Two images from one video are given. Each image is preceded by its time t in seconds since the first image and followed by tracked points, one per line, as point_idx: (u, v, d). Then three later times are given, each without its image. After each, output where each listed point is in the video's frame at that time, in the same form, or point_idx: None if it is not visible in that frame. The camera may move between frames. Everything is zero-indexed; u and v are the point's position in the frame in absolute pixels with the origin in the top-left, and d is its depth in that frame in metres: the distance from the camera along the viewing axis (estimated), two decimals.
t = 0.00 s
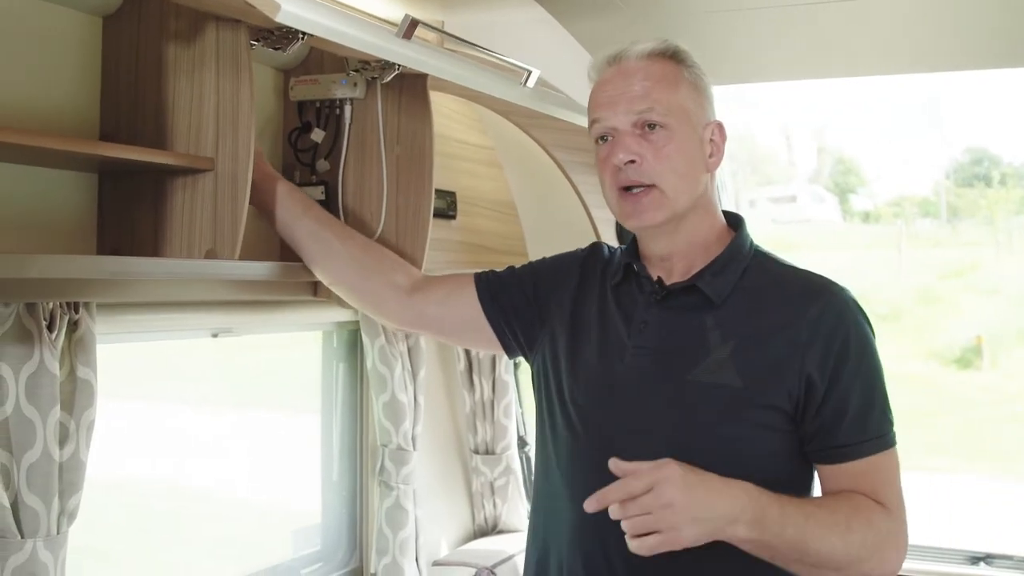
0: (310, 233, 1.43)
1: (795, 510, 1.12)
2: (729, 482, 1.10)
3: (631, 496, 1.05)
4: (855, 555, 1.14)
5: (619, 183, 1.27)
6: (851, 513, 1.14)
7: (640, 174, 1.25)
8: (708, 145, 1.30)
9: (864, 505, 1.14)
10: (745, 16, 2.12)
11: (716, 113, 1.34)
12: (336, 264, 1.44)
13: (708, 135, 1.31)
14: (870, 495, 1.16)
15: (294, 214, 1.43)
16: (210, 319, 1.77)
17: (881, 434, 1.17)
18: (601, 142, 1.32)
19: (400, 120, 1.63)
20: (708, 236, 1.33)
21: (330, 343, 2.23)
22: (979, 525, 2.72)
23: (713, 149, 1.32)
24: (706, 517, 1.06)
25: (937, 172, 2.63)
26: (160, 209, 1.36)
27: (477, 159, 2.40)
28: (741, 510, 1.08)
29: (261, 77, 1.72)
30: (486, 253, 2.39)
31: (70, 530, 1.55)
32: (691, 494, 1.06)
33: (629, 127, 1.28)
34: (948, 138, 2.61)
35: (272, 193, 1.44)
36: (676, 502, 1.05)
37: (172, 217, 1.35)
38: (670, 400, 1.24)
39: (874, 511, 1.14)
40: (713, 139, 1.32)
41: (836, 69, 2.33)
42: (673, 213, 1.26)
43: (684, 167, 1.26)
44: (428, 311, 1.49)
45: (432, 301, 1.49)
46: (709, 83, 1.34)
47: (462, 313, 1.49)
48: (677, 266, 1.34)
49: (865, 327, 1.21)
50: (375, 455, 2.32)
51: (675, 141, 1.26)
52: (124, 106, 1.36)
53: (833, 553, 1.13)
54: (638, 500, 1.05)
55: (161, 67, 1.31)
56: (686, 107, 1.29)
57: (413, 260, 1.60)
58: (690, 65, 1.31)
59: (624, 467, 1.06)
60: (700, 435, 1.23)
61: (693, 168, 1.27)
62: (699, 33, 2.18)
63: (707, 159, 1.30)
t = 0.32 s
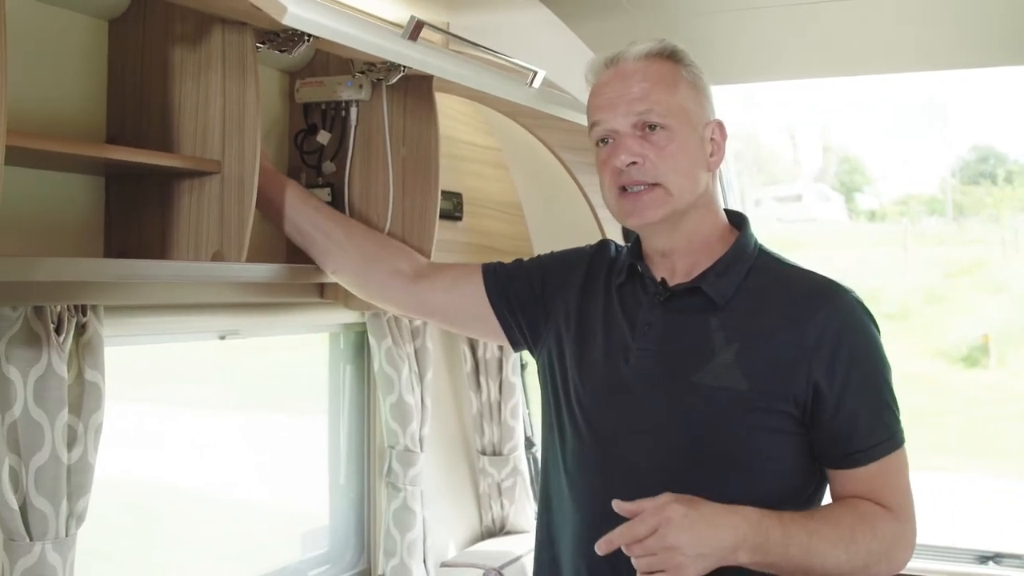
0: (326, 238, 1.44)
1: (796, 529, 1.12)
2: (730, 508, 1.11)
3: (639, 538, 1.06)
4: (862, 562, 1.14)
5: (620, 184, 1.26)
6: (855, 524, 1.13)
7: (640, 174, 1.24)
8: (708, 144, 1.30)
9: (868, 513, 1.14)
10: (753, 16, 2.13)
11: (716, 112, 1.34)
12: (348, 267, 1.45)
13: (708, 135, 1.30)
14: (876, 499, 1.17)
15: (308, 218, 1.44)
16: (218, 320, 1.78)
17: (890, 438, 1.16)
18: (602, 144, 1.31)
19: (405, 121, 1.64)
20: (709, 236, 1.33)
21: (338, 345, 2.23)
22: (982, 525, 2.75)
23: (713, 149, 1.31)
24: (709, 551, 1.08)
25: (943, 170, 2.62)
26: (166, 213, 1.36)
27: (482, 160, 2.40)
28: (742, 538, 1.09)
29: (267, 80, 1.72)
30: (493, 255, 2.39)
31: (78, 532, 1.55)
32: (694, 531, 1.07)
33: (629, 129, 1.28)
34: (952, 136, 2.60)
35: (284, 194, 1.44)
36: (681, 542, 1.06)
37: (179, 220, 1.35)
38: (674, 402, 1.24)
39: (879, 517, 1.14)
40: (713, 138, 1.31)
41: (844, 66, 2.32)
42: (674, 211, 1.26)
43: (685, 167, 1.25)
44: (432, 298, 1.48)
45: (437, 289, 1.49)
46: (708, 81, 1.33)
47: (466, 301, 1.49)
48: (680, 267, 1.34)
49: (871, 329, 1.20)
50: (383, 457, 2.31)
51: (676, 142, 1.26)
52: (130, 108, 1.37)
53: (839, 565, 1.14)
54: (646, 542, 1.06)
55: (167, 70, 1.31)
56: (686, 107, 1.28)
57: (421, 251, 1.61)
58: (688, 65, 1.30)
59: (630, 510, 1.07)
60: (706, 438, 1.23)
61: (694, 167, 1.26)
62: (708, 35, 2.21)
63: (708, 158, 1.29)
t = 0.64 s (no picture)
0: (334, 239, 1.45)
1: (810, 531, 1.12)
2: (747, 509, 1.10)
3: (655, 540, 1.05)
4: (874, 564, 1.14)
5: (624, 186, 1.26)
6: (867, 526, 1.13)
7: (643, 176, 1.24)
8: (712, 146, 1.29)
9: (880, 515, 1.14)
10: (761, 18, 2.12)
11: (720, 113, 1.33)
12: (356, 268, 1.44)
13: (711, 136, 1.30)
14: (886, 502, 1.16)
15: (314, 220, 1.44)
16: (225, 320, 1.78)
17: (896, 441, 1.16)
18: (605, 146, 1.31)
19: (412, 121, 1.64)
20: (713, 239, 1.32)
21: (343, 344, 2.23)
22: (985, 529, 2.75)
23: (716, 151, 1.31)
24: (726, 553, 1.07)
25: (949, 173, 2.60)
26: (173, 212, 1.36)
27: (489, 161, 2.40)
28: (758, 539, 1.09)
29: (274, 80, 1.72)
30: (500, 255, 2.39)
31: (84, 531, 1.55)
32: (712, 531, 1.07)
33: (633, 131, 1.27)
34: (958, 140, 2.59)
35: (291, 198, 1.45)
36: (699, 542, 1.06)
37: (186, 219, 1.35)
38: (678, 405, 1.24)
39: (891, 518, 1.14)
40: (716, 140, 1.31)
41: (853, 68, 2.31)
42: (680, 220, 1.26)
43: (688, 169, 1.25)
44: (437, 299, 1.48)
45: (441, 289, 1.48)
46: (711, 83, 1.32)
47: (471, 302, 1.49)
48: (685, 271, 1.34)
49: (877, 332, 1.19)
50: (387, 457, 2.31)
51: (680, 144, 1.26)
52: (139, 107, 1.37)
53: (852, 567, 1.13)
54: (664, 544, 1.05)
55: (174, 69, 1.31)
56: (690, 109, 1.28)
57: (427, 252, 1.61)
58: (693, 66, 1.30)
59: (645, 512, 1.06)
60: (711, 441, 1.22)
61: (697, 169, 1.26)
62: (716, 36, 2.20)
63: (712, 161, 1.29)
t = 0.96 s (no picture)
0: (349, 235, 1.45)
1: (804, 538, 1.11)
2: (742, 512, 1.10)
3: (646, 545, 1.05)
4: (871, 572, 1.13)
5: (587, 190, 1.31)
6: (862, 533, 1.13)
7: (597, 181, 1.28)
8: (681, 149, 1.27)
9: (876, 522, 1.13)
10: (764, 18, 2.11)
11: (706, 115, 1.29)
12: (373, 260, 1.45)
13: (684, 139, 1.27)
14: (883, 509, 1.16)
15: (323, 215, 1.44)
16: (228, 317, 1.78)
17: (898, 446, 1.15)
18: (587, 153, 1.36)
19: (418, 119, 1.64)
20: (704, 243, 1.30)
21: (347, 343, 2.23)
22: (986, 532, 2.67)
23: (692, 153, 1.27)
24: (717, 559, 1.06)
25: (955, 177, 2.60)
26: (179, 209, 1.36)
27: (493, 161, 2.39)
28: (751, 545, 1.08)
29: (280, 78, 1.73)
30: (504, 255, 2.39)
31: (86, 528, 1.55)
32: (703, 538, 1.06)
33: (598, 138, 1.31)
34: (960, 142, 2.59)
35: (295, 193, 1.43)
36: (690, 547, 1.05)
37: (191, 217, 1.35)
38: (677, 409, 1.23)
39: (888, 525, 1.13)
40: (693, 142, 1.27)
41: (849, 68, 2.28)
42: (627, 221, 1.28)
43: (645, 174, 1.26)
44: (444, 297, 1.48)
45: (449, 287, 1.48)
46: (699, 84, 1.29)
47: (480, 300, 1.49)
48: (680, 273, 1.33)
49: (880, 334, 1.18)
50: (390, 455, 2.31)
51: (634, 148, 1.27)
52: (144, 104, 1.37)
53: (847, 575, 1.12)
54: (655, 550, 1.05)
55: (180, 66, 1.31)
56: (653, 114, 1.27)
57: (432, 247, 1.60)
58: (668, 70, 1.29)
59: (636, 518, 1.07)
60: (710, 446, 1.22)
61: (656, 174, 1.26)
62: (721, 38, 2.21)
63: (682, 164, 1.26)
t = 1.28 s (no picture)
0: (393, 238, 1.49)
1: (811, 562, 1.08)
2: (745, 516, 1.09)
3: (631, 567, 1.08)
4: None
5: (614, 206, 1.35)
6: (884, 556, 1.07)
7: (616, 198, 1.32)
8: (678, 156, 1.25)
9: (902, 547, 1.08)
10: (765, 17, 2.10)
11: (704, 118, 1.24)
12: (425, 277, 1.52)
13: (681, 146, 1.25)
14: (913, 532, 1.10)
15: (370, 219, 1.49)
16: (230, 318, 1.78)
17: (920, 465, 1.09)
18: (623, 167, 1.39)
19: (420, 117, 1.64)
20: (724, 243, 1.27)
21: (348, 343, 2.23)
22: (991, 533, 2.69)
23: (690, 159, 1.24)
24: None
25: (955, 176, 2.60)
26: (180, 208, 1.36)
27: (495, 162, 2.39)
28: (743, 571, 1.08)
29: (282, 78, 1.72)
30: (506, 255, 2.38)
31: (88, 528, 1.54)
32: (685, 562, 1.07)
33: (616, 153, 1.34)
34: (960, 142, 2.59)
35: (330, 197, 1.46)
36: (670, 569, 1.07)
37: (193, 215, 1.35)
38: (695, 426, 1.24)
39: (915, 553, 1.07)
40: (690, 148, 1.24)
41: (858, 71, 2.31)
42: (639, 233, 1.29)
43: (648, 187, 1.26)
44: (504, 323, 1.57)
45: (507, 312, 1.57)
46: (694, 86, 1.25)
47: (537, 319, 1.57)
48: (704, 281, 1.32)
49: (902, 345, 1.12)
50: (390, 455, 2.30)
51: (636, 161, 1.28)
52: (145, 104, 1.37)
53: None
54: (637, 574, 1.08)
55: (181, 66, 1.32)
56: (650, 123, 1.27)
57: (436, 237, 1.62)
58: (664, 77, 1.27)
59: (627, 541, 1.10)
60: (726, 462, 1.21)
61: (657, 186, 1.26)
62: (723, 37, 2.21)
63: (681, 172, 1.24)
